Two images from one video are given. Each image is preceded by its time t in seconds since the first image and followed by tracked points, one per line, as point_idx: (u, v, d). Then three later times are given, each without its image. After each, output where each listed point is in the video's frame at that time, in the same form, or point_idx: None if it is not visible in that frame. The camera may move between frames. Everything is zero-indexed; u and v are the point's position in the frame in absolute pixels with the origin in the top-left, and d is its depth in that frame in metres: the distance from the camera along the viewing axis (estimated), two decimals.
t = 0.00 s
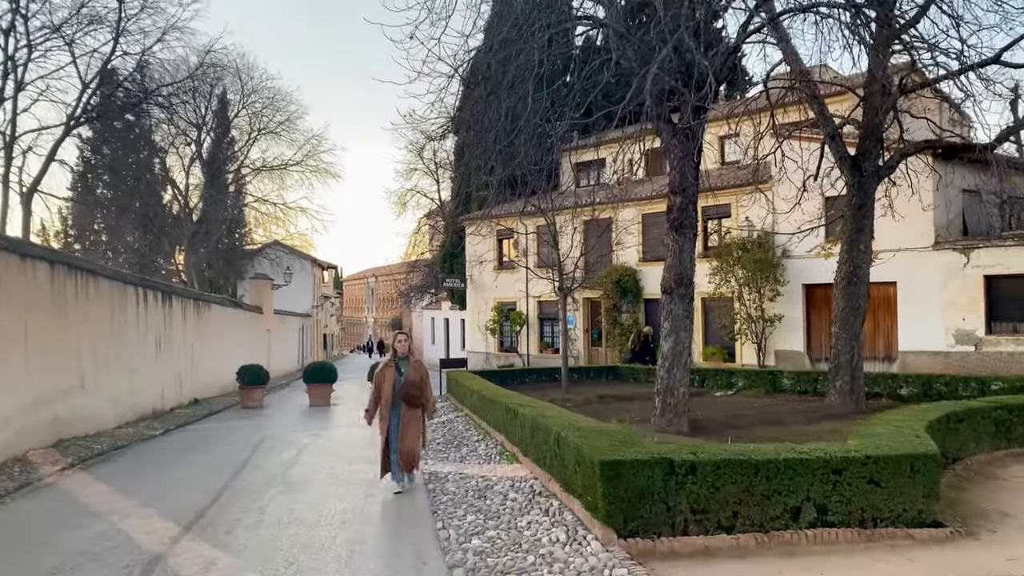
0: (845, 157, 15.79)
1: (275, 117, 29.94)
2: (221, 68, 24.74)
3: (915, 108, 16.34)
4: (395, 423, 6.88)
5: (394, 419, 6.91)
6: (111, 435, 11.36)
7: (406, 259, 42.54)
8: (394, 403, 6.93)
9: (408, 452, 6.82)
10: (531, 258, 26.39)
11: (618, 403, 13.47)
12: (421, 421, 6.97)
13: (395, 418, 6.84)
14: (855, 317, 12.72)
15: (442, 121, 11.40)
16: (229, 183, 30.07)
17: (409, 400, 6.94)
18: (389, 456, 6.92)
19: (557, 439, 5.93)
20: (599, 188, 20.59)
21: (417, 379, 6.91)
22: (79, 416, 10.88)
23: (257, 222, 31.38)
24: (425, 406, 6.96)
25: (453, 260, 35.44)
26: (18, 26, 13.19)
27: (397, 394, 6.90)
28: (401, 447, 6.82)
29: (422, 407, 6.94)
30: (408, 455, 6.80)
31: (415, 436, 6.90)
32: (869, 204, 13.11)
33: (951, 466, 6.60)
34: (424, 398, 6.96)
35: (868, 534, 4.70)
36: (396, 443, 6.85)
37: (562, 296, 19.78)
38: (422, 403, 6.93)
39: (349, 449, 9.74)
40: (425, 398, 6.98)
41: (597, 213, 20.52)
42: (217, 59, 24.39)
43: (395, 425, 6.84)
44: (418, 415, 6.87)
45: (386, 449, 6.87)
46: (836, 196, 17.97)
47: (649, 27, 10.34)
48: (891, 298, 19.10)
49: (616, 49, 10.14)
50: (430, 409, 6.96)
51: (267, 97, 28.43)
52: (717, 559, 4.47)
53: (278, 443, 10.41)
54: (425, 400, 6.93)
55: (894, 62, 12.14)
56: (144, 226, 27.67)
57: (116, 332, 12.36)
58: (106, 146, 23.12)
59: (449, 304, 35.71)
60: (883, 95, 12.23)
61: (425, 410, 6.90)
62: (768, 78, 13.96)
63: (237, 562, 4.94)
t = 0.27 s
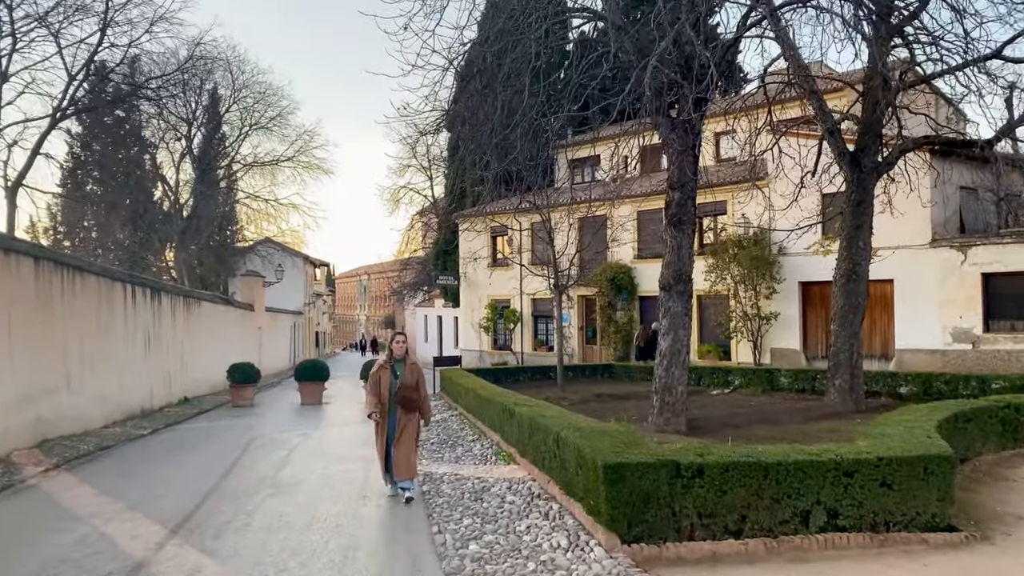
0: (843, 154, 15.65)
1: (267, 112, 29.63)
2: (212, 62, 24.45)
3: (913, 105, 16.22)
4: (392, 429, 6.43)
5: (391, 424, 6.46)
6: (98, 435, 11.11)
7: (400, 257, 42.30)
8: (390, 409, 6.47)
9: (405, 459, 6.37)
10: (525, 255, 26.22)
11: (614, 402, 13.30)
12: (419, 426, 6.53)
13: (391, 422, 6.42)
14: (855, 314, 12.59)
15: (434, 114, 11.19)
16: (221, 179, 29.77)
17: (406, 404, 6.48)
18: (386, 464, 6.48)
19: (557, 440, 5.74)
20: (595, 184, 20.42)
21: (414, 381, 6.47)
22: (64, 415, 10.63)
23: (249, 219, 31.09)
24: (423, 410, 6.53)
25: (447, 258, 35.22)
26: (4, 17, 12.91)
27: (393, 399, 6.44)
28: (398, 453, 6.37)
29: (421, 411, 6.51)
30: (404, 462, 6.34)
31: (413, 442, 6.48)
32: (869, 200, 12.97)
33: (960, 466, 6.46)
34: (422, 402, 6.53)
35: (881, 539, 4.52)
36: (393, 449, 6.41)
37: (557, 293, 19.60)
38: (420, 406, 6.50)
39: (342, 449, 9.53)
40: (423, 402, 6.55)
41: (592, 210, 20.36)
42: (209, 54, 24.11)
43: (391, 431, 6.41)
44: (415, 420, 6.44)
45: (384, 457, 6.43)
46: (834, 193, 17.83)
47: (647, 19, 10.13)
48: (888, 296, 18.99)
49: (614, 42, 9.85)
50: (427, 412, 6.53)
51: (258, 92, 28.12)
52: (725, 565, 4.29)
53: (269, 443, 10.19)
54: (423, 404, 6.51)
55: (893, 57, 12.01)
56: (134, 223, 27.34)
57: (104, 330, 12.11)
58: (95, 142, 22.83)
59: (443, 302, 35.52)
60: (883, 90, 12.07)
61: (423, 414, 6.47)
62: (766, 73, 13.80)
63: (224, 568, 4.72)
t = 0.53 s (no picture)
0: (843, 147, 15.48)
1: (260, 104, 29.34)
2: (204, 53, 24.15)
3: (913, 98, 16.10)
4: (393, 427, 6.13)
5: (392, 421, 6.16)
6: (87, 431, 10.90)
7: (394, 250, 42.06)
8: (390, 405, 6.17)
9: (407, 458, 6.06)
10: (521, 249, 26.05)
11: (611, 398, 13.16)
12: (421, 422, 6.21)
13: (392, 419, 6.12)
14: (855, 309, 12.47)
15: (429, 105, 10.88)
16: (213, 172, 29.47)
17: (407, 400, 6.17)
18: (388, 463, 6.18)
19: (558, 439, 5.58)
20: (592, 177, 20.23)
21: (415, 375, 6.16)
22: (53, 411, 10.40)
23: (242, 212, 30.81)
24: (426, 406, 6.22)
25: (441, 252, 35.03)
26: None
27: (393, 394, 6.13)
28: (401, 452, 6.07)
29: (423, 406, 6.20)
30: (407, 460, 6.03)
31: (415, 440, 6.18)
32: (869, 192, 12.85)
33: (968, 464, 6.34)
34: (424, 397, 6.22)
35: (895, 542, 4.37)
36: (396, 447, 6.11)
37: (553, 288, 19.44)
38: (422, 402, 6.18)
39: (337, 446, 9.35)
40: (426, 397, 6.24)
41: (589, 204, 20.19)
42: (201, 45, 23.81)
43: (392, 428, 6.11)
44: (418, 416, 6.13)
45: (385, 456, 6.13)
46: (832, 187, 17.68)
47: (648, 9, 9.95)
48: (886, 290, 18.81)
49: (614, 33, 9.65)
50: (430, 408, 6.21)
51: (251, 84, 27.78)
52: (736, 569, 4.13)
53: (262, 439, 10.01)
54: (425, 399, 6.20)
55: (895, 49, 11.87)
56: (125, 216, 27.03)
57: (93, 324, 11.88)
58: (85, 133, 22.52)
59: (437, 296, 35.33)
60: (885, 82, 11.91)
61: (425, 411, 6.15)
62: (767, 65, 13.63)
63: (215, 572, 4.54)
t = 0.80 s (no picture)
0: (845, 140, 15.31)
1: (255, 97, 29.09)
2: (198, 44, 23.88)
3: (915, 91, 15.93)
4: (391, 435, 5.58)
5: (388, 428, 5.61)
6: (79, 427, 10.70)
7: (390, 245, 41.85)
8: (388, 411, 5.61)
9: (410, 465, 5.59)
10: (518, 244, 25.88)
11: (611, 393, 13.00)
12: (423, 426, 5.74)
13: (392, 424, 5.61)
14: (858, 303, 12.33)
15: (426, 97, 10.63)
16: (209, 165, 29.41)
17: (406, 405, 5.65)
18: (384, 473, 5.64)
19: (564, 435, 5.42)
20: (591, 171, 20.06)
21: (416, 378, 5.67)
22: (45, 407, 10.21)
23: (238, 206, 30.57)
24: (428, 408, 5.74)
25: (438, 246, 34.83)
26: None
27: (393, 399, 5.59)
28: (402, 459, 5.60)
29: (423, 410, 5.72)
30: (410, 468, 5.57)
31: (414, 446, 5.70)
32: (872, 186, 12.70)
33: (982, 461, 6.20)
34: (426, 399, 5.73)
35: (914, 542, 4.23)
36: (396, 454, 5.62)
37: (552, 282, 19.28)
38: (421, 407, 5.70)
39: (335, 442, 9.17)
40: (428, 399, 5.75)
41: (588, 198, 20.02)
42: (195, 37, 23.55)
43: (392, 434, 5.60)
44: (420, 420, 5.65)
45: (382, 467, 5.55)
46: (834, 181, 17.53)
47: None
48: (886, 284, 18.74)
49: (616, 22, 9.48)
50: (433, 411, 5.73)
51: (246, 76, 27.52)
52: (752, 571, 3.98)
53: (258, 435, 9.82)
54: (427, 403, 5.71)
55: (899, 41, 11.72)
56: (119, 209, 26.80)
57: (86, 318, 11.67)
58: (79, 126, 22.27)
59: (434, 291, 35.15)
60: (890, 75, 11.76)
61: (425, 415, 5.68)
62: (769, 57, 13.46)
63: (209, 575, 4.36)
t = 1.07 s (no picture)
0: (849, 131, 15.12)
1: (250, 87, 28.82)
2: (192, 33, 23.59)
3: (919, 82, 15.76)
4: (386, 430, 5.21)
5: (384, 422, 5.23)
6: (72, 421, 10.49)
7: (386, 238, 41.62)
8: (384, 404, 5.24)
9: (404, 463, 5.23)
10: (516, 236, 25.70)
11: (612, 386, 12.85)
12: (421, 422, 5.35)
13: (387, 418, 5.24)
14: (863, 296, 12.19)
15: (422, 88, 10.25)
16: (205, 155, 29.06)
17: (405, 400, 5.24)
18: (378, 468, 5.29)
19: (571, 431, 5.25)
20: (590, 163, 19.86)
21: (415, 370, 5.25)
22: (37, 401, 10.00)
23: (233, 198, 30.32)
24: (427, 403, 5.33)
25: (435, 239, 34.63)
26: None
27: (390, 392, 5.19)
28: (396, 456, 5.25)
29: (423, 405, 5.31)
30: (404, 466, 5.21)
31: (412, 442, 5.31)
32: (877, 176, 12.52)
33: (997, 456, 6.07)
34: (425, 393, 5.32)
35: (938, 542, 4.07)
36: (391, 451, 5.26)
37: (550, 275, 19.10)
38: (421, 401, 5.29)
39: (332, 437, 9.00)
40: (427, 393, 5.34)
41: (587, 189, 19.83)
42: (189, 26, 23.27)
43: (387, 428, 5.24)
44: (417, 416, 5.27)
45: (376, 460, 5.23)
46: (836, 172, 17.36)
47: None
48: (888, 277, 18.55)
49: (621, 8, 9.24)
50: (433, 406, 5.33)
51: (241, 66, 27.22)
52: (771, 572, 3.81)
53: (255, 429, 9.64)
54: (427, 397, 5.30)
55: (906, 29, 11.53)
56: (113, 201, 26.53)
57: (79, 311, 11.45)
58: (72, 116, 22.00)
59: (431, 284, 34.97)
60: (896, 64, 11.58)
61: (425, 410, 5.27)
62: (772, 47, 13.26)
63: None
